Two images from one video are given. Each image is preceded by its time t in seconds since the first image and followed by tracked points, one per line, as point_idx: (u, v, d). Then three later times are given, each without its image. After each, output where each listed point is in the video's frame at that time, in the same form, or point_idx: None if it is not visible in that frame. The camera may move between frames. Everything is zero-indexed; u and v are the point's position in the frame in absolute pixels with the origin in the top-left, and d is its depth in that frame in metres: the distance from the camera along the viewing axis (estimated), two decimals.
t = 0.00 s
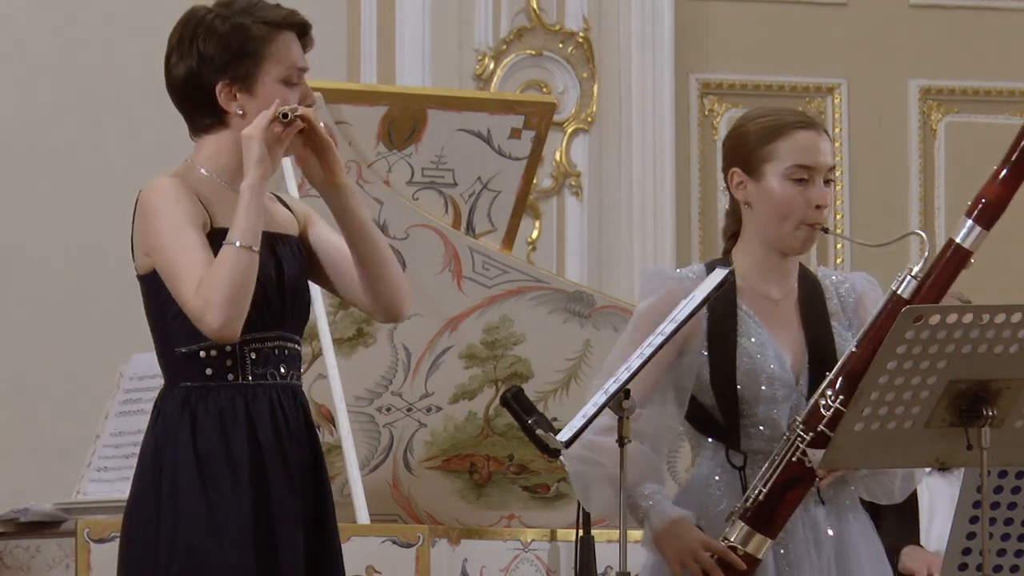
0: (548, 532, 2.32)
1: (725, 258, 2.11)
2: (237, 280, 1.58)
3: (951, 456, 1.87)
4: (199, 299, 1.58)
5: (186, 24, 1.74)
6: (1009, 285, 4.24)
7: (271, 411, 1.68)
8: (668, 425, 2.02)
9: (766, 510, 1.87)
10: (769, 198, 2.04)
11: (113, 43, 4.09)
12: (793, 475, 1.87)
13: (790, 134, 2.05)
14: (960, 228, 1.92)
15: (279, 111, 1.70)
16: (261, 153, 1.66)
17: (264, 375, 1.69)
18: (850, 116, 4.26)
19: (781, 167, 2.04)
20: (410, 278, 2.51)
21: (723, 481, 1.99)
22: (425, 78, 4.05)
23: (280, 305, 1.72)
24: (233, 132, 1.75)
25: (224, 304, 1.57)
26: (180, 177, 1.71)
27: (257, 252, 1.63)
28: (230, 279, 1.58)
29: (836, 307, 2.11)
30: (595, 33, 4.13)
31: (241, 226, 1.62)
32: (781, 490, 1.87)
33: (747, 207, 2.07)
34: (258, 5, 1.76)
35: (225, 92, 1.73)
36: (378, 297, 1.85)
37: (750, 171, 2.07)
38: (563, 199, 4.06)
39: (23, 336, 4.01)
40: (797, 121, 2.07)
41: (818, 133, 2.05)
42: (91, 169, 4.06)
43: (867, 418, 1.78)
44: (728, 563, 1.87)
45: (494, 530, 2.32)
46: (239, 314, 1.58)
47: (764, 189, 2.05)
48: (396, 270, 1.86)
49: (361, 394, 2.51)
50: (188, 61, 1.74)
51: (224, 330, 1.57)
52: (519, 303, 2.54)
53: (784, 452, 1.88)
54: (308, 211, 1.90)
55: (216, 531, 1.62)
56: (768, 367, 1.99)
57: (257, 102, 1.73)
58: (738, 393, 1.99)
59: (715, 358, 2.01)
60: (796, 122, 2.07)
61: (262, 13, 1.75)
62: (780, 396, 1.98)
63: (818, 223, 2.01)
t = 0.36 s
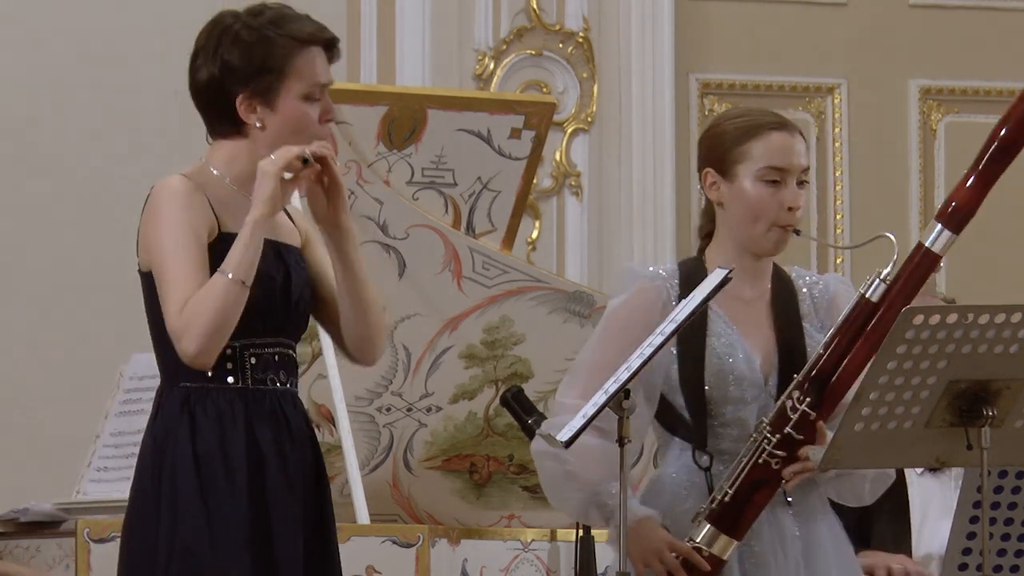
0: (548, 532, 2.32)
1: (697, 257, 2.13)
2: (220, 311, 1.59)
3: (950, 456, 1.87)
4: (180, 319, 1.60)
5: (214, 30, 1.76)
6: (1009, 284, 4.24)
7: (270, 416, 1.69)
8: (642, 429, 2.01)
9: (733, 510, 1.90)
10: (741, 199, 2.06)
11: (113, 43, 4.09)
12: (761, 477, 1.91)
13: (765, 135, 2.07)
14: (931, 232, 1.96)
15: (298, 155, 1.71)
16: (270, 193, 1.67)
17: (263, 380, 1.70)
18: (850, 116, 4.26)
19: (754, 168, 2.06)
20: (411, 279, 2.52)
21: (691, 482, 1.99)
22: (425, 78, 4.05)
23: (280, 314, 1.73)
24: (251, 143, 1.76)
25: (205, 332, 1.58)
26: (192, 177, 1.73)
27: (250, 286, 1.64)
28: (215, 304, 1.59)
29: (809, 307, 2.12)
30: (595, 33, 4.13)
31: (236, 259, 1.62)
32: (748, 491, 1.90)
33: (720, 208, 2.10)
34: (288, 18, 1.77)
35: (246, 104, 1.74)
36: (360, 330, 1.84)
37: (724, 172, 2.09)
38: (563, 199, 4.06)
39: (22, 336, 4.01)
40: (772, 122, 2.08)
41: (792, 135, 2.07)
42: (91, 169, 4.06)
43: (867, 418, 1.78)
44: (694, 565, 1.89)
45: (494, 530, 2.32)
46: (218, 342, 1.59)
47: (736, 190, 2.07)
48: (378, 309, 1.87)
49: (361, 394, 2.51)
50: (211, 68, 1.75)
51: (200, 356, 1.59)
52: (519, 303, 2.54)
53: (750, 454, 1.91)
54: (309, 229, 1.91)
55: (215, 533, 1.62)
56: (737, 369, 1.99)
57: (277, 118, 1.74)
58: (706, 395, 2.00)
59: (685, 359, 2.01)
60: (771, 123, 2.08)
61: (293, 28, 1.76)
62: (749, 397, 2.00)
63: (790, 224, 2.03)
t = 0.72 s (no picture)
0: (548, 532, 2.32)
1: (677, 257, 2.13)
2: (249, 302, 1.60)
3: (951, 456, 1.87)
4: (208, 305, 1.60)
5: (257, 34, 1.75)
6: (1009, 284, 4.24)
7: (277, 411, 1.69)
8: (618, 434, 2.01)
9: (702, 528, 1.93)
10: (735, 211, 2.05)
11: (113, 43, 4.09)
12: (732, 500, 1.94)
13: (765, 151, 2.06)
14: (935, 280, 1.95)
15: (349, 163, 1.73)
16: (315, 198, 1.69)
17: (270, 375, 1.70)
18: (849, 115, 4.26)
19: (749, 182, 2.05)
20: (410, 279, 2.53)
21: (655, 491, 2.02)
22: (425, 78, 4.05)
23: (286, 309, 1.73)
24: (275, 147, 1.77)
25: (232, 320, 1.59)
26: (215, 170, 1.73)
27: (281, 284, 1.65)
28: (245, 295, 1.60)
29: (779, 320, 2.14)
30: (595, 33, 4.13)
31: (272, 256, 1.64)
32: (719, 513, 1.93)
33: (711, 217, 2.09)
34: (330, 32, 1.77)
35: (278, 110, 1.74)
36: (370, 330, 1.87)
37: (719, 181, 2.08)
38: (563, 199, 4.06)
39: (22, 336, 4.01)
40: (773, 139, 2.07)
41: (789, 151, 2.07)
42: (91, 169, 4.06)
43: (867, 418, 1.79)
44: None
45: (494, 530, 2.33)
46: (240, 332, 1.60)
47: (731, 202, 2.06)
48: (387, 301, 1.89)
49: (361, 394, 2.52)
50: (251, 70, 1.74)
51: (224, 344, 1.59)
52: (518, 303, 2.54)
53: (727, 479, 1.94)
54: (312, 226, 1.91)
55: (225, 526, 1.63)
56: (712, 383, 2.01)
57: (306, 128, 1.75)
58: (679, 404, 2.01)
59: (661, 369, 2.02)
60: (772, 140, 2.07)
61: (336, 44, 1.76)
62: (719, 410, 2.01)
63: (780, 242, 2.04)
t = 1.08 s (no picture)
0: (548, 532, 2.32)
1: (673, 256, 2.12)
2: (278, 293, 1.60)
3: (951, 456, 1.87)
4: (237, 301, 1.60)
5: (263, 27, 1.74)
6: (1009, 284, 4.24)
7: (281, 411, 1.69)
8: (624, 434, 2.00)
9: (715, 528, 1.93)
10: (737, 210, 2.05)
11: (112, 43, 4.09)
12: (744, 500, 1.94)
13: (765, 151, 2.07)
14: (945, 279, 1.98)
15: (364, 146, 1.76)
16: (335, 182, 1.70)
17: (273, 375, 1.70)
18: (849, 115, 4.26)
19: (751, 183, 2.05)
20: (410, 279, 2.53)
21: (660, 490, 2.01)
22: (425, 78, 4.05)
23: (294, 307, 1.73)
24: (280, 141, 1.76)
25: (262, 313, 1.59)
26: (222, 165, 1.73)
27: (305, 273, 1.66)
28: (274, 288, 1.60)
29: (770, 316, 2.15)
30: (594, 33, 4.13)
31: (296, 246, 1.65)
32: (732, 513, 1.93)
33: (712, 215, 2.08)
34: (334, 26, 1.77)
35: (285, 104, 1.74)
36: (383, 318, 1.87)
37: (720, 181, 2.08)
38: (563, 199, 4.06)
39: (22, 336, 4.01)
40: (772, 139, 2.08)
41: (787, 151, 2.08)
42: (91, 169, 4.07)
43: (867, 418, 1.78)
44: None
45: (494, 530, 2.33)
46: (270, 325, 1.60)
47: (732, 201, 2.06)
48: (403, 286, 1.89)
49: (361, 394, 2.52)
50: (259, 65, 1.74)
51: (254, 339, 1.60)
52: (518, 303, 2.54)
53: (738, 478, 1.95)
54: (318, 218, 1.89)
55: (229, 524, 1.64)
56: (719, 383, 2.01)
57: (313, 120, 1.75)
58: (685, 403, 2.00)
59: (667, 367, 2.01)
60: (771, 140, 2.08)
61: (342, 38, 1.77)
62: (722, 409, 2.02)
63: (780, 241, 2.04)
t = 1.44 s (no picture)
0: (548, 532, 2.32)
1: (679, 254, 2.12)
2: (290, 272, 1.62)
3: (951, 456, 1.88)
4: (248, 286, 1.61)
5: (243, 21, 1.75)
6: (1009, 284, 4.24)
7: (284, 408, 1.69)
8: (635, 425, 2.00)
9: (730, 517, 1.92)
10: (739, 203, 2.05)
11: (111, 43, 4.09)
12: (757, 488, 1.94)
13: (762, 141, 2.07)
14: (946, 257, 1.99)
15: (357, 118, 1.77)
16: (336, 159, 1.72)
17: (279, 371, 1.70)
18: (849, 115, 4.26)
19: (750, 174, 2.06)
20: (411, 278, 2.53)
21: (676, 484, 2.01)
22: (425, 78, 4.05)
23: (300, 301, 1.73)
24: (279, 133, 1.76)
25: (276, 295, 1.60)
26: (222, 163, 1.73)
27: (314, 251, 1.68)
28: (286, 269, 1.61)
29: (782, 311, 2.15)
30: (595, 33, 4.13)
31: (304, 224, 1.66)
32: (745, 501, 1.93)
33: (714, 210, 2.08)
34: (312, 10, 1.77)
35: (277, 93, 1.74)
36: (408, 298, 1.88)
37: (720, 174, 2.08)
38: (563, 199, 4.06)
39: (22, 337, 4.01)
40: (767, 129, 2.08)
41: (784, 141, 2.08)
42: (91, 169, 4.07)
43: (867, 418, 1.78)
44: (689, 568, 1.92)
45: (494, 530, 2.33)
46: (285, 307, 1.61)
47: (733, 194, 2.06)
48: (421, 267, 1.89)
49: (361, 394, 2.52)
50: (244, 59, 1.74)
51: (270, 321, 1.60)
52: (518, 303, 2.54)
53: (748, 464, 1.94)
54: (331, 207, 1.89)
55: (227, 522, 1.63)
56: (730, 373, 2.01)
57: (307, 106, 1.75)
58: (698, 395, 2.01)
59: (679, 359, 2.02)
60: (768, 130, 2.08)
61: (322, 19, 1.77)
62: (736, 401, 2.02)
63: (784, 231, 2.04)
